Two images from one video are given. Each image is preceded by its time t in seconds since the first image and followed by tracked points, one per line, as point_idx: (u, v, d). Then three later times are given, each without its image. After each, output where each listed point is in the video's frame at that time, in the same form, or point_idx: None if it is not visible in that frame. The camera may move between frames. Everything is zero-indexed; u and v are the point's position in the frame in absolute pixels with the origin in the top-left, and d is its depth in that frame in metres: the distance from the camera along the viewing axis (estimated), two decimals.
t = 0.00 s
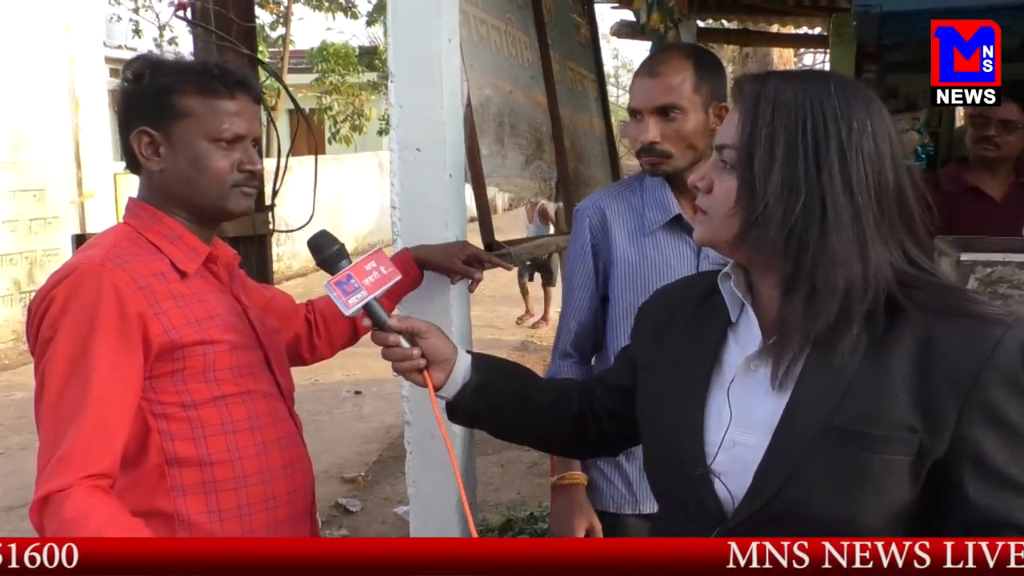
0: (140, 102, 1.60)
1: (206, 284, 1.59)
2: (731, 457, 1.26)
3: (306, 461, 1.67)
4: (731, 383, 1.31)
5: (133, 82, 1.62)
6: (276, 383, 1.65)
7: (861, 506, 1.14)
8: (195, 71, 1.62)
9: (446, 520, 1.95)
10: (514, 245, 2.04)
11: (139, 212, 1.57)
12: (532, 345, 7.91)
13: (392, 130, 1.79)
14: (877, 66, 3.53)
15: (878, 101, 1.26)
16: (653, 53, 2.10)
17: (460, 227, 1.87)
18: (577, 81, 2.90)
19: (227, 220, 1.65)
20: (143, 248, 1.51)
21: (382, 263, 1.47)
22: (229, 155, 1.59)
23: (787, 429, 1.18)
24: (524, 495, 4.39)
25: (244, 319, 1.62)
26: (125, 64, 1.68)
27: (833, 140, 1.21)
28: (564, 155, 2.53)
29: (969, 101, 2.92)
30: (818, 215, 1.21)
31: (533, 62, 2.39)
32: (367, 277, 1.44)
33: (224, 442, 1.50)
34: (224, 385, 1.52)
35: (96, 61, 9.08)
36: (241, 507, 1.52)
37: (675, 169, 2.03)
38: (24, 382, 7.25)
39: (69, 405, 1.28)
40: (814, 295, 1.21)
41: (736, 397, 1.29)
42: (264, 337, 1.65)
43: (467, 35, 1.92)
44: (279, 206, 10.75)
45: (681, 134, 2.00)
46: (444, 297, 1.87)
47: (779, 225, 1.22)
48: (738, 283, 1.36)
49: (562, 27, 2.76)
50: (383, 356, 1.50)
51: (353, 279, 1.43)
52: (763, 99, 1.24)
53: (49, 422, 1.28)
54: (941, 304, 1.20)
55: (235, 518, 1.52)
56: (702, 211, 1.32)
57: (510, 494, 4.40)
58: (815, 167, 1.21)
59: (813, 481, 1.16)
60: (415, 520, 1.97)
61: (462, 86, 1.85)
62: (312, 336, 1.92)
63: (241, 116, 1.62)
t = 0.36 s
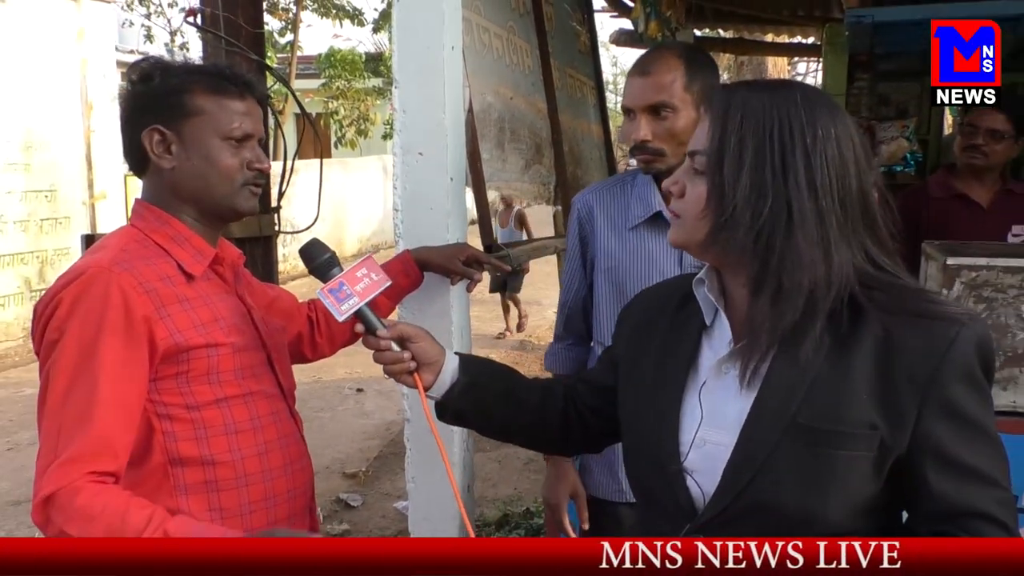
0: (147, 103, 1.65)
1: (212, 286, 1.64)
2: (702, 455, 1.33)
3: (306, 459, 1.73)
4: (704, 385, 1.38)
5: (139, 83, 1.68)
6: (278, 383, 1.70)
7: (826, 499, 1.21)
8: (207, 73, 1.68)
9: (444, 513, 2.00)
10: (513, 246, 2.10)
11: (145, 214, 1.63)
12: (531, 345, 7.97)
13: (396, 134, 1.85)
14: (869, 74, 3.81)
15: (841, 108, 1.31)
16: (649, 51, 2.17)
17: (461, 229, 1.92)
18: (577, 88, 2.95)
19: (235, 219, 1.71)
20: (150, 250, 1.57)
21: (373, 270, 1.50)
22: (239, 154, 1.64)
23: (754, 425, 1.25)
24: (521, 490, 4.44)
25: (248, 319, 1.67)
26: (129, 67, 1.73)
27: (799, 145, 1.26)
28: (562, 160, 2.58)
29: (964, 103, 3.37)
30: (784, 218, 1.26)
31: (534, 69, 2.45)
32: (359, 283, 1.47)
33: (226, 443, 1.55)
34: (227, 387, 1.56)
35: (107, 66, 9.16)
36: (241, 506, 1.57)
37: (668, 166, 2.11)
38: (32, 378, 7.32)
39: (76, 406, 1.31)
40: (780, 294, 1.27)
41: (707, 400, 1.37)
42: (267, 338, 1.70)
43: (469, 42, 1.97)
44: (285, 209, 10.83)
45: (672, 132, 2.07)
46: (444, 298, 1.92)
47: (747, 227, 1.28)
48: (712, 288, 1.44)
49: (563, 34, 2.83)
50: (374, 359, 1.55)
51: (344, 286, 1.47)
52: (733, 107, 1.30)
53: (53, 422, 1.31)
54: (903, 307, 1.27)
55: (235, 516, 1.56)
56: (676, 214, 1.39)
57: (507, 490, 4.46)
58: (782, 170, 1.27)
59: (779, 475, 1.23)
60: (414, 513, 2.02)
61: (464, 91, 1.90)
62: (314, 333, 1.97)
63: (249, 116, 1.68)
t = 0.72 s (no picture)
0: (161, 104, 1.70)
1: (232, 282, 1.70)
2: (701, 440, 1.38)
3: (317, 453, 1.78)
4: (703, 373, 1.43)
5: (152, 83, 1.73)
6: (292, 377, 1.75)
7: (819, 483, 1.26)
8: (217, 69, 1.73)
9: (455, 501, 2.06)
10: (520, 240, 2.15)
11: (168, 210, 1.69)
12: (540, 337, 8.04)
13: (407, 131, 1.91)
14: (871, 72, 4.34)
15: (841, 106, 1.36)
16: (655, 47, 2.22)
17: (471, 224, 1.97)
18: (584, 86, 3.00)
19: (251, 213, 1.77)
20: (172, 247, 1.62)
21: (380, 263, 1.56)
22: (253, 148, 1.70)
23: (751, 411, 1.30)
24: (530, 477, 4.50)
25: (266, 314, 1.73)
26: (142, 70, 1.79)
27: (798, 140, 1.31)
28: (570, 156, 2.64)
29: (974, 99, 3.42)
30: (783, 211, 1.31)
31: (541, 67, 2.50)
32: (368, 277, 1.53)
33: (240, 435, 1.61)
34: (242, 381, 1.63)
35: (127, 66, 9.29)
36: (254, 497, 1.63)
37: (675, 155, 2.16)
38: (55, 369, 7.45)
39: (134, 408, 1.39)
40: (777, 284, 1.31)
41: (705, 386, 1.42)
42: (282, 333, 1.75)
43: (479, 41, 2.02)
44: (300, 205, 10.92)
45: (680, 123, 2.13)
46: (455, 290, 1.98)
47: (747, 218, 1.32)
48: (711, 280, 1.50)
49: (570, 33, 2.88)
50: (384, 350, 1.62)
51: (355, 279, 1.52)
52: (733, 104, 1.34)
53: (113, 416, 1.38)
54: (895, 297, 1.31)
55: (247, 507, 1.62)
56: (678, 207, 1.44)
57: (516, 477, 4.51)
58: (781, 165, 1.31)
59: (773, 461, 1.28)
60: (427, 500, 2.08)
61: (473, 89, 1.95)
62: (329, 329, 2.04)
63: (261, 110, 1.73)
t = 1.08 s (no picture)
0: (189, 114, 1.76)
1: (257, 288, 1.76)
2: (702, 434, 1.43)
3: (333, 453, 1.83)
4: (705, 370, 1.48)
5: (178, 94, 1.79)
6: (310, 379, 1.81)
7: (817, 479, 1.30)
8: (239, 83, 1.78)
9: (465, 498, 2.11)
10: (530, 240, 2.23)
11: (195, 216, 1.75)
12: (549, 337, 8.10)
13: (419, 138, 1.97)
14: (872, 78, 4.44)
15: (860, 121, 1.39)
16: (662, 53, 2.28)
17: (480, 229, 2.03)
18: (591, 94, 3.06)
19: (271, 220, 1.83)
20: (200, 252, 1.68)
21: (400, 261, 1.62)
22: (274, 162, 1.76)
23: (752, 408, 1.34)
24: (540, 474, 4.55)
25: (287, 319, 1.78)
26: (167, 78, 1.85)
27: (823, 152, 1.34)
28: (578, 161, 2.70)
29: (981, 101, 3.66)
30: (803, 216, 1.33)
31: (550, 74, 2.56)
32: (387, 274, 1.59)
33: (262, 437, 1.66)
34: (266, 383, 1.67)
35: (150, 76, 9.43)
36: (273, 497, 1.67)
37: (688, 157, 2.22)
38: (79, 370, 7.56)
39: (162, 415, 1.48)
40: (792, 288, 1.34)
41: (708, 381, 1.47)
42: (302, 336, 1.80)
43: (488, 50, 2.08)
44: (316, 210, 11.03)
45: (692, 125, 2.20)
46: (465, 292, 2.04)
47: (768, 221, 1.34)
48: (717, 280, 1.55)
49: (578, 41, 2.93)
50: (400, 345, 1.67)
51: (375, 276, 1.58)
52: (762, 109, 1.37)
53: (140, 422, 1.47)
54: (899, 301, 1.35)
55: (267, 506, 1.67)
56: (693, 204, 1.47)
57: (526, 474, 4.56)
58: (805, 173, 1.34)
59: (773, 456, 1.32)
60: (438, 497, 2.13)
61: (483, 97, 2.01)
62: (343, 330, 2.10)
63: (284, 126, 1.79)
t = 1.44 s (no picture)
0: (188, 114, 1.82)
1: (240, 287, 1.80)
2: (679, 431, 1.49)
3: (324, 450, 1.88)
4: (682, 369, 1.54)
5: (181, 96, 1.85)
6: (299, 378, 1.86)
7: (789, 476, 1.37)
8: (238, 89, 1.84)
9: (453, 495, 2.16)
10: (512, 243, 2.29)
11: (181, 220, 1.79)
12: (536, 335, 8.16)
13: (407, 143, 2.03)
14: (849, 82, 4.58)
15: (800, 120, 1.44)
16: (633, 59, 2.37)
17: (466, 231, 2.09)
18: (575, 99, 3.13)
19: (256, 232, 1.87)
20: (184, 253, 1.73)
21: (392, 267, 1.67)
22: (262, 170, 1.81)
23: (726, 408, 1.39)
24: (527, 470, 4.60)
25: (273, 320, 1.83)
26: (174, 82, 1.91)
27: (764, 160, 1.39)
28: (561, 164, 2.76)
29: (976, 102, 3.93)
30: (764, 233, 1.38)
31: (534, 80, 2.63)
32: (380, 279, 1.64)
33: (250, 435, 1.69)
34: (252, 382, 1.71)
35: (144, 82, 9.47)
36: (263, 493, 1.72)
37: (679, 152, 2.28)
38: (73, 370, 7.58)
39: (119, 401, 1.44)
40: (772, 300, 1.40)
41: (685, 380, 1.52)
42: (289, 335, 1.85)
43: (474, 56, 2.14)
44: (307, 213, 11.07)
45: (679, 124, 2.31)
46: (452, 294, 2.09)
47: (732, 244, 1.40)
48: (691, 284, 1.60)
49: (562, 48, 3.00)
50: (395, 347, 1.71)
51: (368, 281, 1.63)
52: (699, 136, 1.43)
53: (99, 410, 1.44)
54: (868, 304, 1.42)
55: (258, 504, 1.71)
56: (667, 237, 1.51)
57: (513, 470, 4.62)
58: (752, 187, 1.39)
59: (747, 454, 1.38)
60: (426, 494, 2.19)
61: (469, 103, 2.08)
62: (333, 332, 2.15)
63: (277, 136, 1.84)
